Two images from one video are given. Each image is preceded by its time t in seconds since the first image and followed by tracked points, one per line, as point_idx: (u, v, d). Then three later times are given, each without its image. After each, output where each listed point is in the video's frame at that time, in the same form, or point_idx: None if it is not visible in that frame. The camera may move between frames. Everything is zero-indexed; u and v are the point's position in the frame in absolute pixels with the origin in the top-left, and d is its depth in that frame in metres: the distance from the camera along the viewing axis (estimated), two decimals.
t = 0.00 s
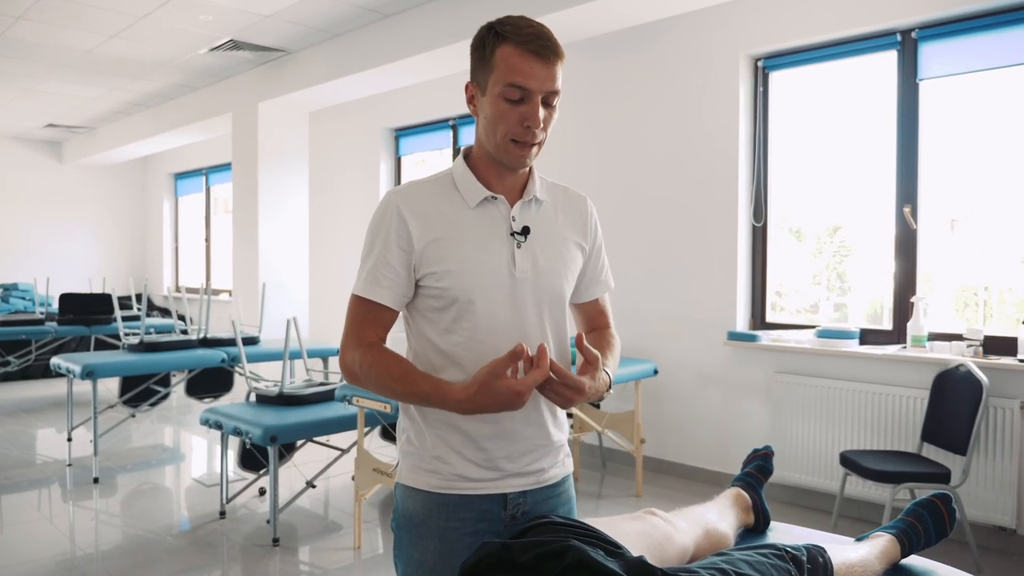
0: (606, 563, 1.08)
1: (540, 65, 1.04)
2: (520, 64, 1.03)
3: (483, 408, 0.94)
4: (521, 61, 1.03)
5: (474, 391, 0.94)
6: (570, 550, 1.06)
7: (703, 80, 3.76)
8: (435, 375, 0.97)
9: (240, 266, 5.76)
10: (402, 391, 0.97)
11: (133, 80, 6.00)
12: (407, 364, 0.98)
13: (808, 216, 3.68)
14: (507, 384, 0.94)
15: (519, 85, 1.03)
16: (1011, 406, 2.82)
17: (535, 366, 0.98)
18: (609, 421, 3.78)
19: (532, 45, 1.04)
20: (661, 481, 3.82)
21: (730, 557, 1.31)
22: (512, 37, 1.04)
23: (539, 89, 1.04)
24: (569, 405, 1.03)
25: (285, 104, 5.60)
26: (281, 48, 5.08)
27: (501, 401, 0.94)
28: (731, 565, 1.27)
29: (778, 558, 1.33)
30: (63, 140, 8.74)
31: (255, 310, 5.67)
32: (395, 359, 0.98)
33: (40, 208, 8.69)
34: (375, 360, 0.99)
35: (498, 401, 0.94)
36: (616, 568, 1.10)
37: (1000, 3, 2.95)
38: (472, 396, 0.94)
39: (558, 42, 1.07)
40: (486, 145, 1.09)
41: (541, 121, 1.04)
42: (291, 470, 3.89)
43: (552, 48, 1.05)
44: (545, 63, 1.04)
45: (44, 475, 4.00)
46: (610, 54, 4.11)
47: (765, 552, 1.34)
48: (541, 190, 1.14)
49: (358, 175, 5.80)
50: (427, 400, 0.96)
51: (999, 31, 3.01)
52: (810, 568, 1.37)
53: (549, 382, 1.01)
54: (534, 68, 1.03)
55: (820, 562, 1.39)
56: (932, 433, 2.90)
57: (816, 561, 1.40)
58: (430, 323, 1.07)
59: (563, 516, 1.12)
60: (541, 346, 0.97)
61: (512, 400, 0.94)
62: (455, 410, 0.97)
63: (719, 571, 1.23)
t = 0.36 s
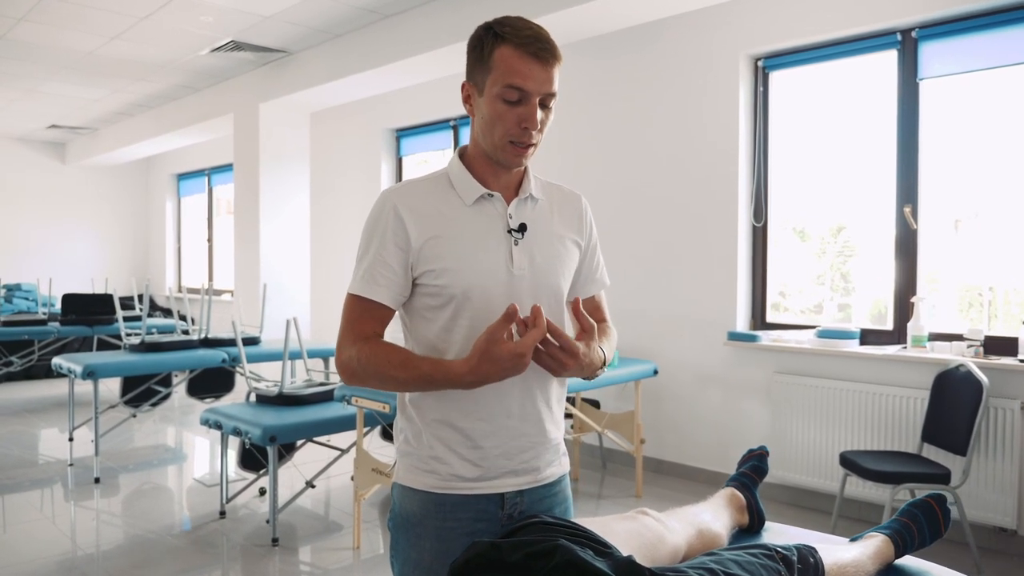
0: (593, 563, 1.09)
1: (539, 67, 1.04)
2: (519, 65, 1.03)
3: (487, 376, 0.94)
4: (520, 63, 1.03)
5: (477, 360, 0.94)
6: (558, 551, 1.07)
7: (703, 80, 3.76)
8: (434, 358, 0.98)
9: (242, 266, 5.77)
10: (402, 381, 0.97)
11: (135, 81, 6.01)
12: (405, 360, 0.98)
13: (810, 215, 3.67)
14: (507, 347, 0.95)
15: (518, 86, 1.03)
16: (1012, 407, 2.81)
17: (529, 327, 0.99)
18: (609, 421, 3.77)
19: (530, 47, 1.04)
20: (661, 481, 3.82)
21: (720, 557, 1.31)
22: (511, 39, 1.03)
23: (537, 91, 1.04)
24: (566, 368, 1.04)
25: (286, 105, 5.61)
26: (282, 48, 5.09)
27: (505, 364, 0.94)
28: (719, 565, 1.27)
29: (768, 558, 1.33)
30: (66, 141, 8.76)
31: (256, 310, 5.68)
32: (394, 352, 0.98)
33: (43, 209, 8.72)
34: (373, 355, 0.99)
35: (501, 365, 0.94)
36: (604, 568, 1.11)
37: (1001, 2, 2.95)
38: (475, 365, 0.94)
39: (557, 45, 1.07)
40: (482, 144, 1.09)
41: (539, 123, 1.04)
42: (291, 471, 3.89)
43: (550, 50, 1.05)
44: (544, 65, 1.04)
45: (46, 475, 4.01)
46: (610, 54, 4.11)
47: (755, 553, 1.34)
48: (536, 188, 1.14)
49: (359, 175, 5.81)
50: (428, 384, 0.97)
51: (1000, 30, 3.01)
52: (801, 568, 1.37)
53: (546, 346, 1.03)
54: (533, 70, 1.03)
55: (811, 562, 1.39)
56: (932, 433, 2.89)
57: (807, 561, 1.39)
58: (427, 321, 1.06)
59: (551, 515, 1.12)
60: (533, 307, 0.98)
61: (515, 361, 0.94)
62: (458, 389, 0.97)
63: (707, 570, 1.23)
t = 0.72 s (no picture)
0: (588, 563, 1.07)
1: (539, 68, 1.04)
2: (519, 66, 1.03)
3: (491, 363, 0.94)
4: (519, 64, 1.03)
5: (479, 349, 0.94)
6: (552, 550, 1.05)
7: (705, 79, 3.75)
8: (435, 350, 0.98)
9: (245, 267, 5.78)
10: (404, 376, 0.97)
11: (139, 82, 6.03)
12: (407, 357, 0.98)
13: (815, 215, 3.66)
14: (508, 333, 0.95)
15: (517, 87, 1.03)
16: (1016, 408, 2.80)
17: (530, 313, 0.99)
18: (611, 421, 3.77)
19: (530, 48, 1.04)
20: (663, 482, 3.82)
21: (715, 558, 1.31)
22: (511, 40, 1.03)
23: (536, 92, 1.04)
24: (565, 357, 1.04)
25: (289, 105, 5.62)
26: (284, 49, 5.10)
27: (507, 351, 0.94)
28: (714, 566, 1.26)
29: (764, 559, 1.33)
30: (70, 141, 8.79)
31: (259, 310, 5.69)
32: (395, 349, 0.99)
33: (48, 209, 8.75)
34: (374, 353, 0.99)
35: (504, 352, 0.94)
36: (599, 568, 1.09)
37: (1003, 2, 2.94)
38: (477, 353, 0.94)
39: (556, 47, 1.07)
40: (481, 144, 1.09)
41: (538, 124, 1.04)
42: (293, 471, 3.90)
43: (550, 52, 1.05)
44: (543, 66, 1.04)
45: (50, 475, 4.03)
46: (612, 54, 4.10)
47: (750, 554, 1.34)
48: (535, 190, 1.14)
49: (362, 176, 5.81)
50: (431, 377, 0.97)
51: (1003, 30, 3.00)
52: (797, 570, 1.36)
53: (547, 333, 1.03)
54: (532, 70, 1.03)
55: (808, 563, 1.39)
56: (934, 434, 2.89)
57: (804, 562, 1.39)
58: (426, 322, 1.07)
59: (546, 516, 1.11)
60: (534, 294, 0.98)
61: (517, 348, 0.95)
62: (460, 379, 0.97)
63: (702, 571, 1.23)
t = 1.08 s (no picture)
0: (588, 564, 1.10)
1: (541, 67, 1.04)
2: (521, 65, 1.03)
3: (494, 371, 0.92)
4: (522, 63, 1.03)
5: (483, 357, 0.92)
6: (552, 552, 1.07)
7: (709, 79, 3.75)
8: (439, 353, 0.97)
9: (249, 266, 5.79)
10: (406, 378, 0.97)
11: (144, 82, 6.04)
12: (409, 360, 0.97)
13: (820, 215, 3.65)
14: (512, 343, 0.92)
15: (519, 85, 1.03)
16: (1021, 408, 2.79)
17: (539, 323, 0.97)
18: (614, 421, 3.77)
19: (533, 48, 1.04)
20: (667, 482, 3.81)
21: (716, 558, 1.30)
22: (514, 39, 1.03)
23: (539, 91, 1.04)
24: (574, 367, 1.03)
25: (294, 105, 5.63)
26: (288, 49, 5.10)
27: (509, 363, 0.92)
28: (715, 565, 1.26)
29: (766, 559, 1.32)
30: (75, 142, 8.81)
31: (263, 310, 5.70)
32: (397, 350, 0.98)
33: (53, 209, 8.77)
34: (376, 355, 0.98)
35: (506, 363, 0.92)
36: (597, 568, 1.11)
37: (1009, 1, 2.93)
38: (481, 361, 0.92)
39: (560, 46, 1.06)
40: (482, 143, 1.09)
41: (539, 123, 1.04)
42: (297, 470, 3.90)
43: (552, 52, 1.05)
44: (546, 66, 1.04)
45: (55, 474, 4.04)
46: (616, 53, 4.10)
47: (752, 554, 1.34)
48: (535, 190, 1.14)
49: (366, 176, 5.82)
50: (433, 381, 0.96)
51: (1009, 29, 2.99)
52: (798, 570, 1.36)
53: (557, 344, 1.02)
54: (535, 70, 1.03)
55: (809, 563, 1.38)
56: (939, 434, 2.88)
57: (805, 562, 1.39)
58: (427, 322, 1.07)
59: (549, 515, 1.12)
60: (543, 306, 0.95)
61: (521, 361, 0.92)
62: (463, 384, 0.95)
63: (703, 571, 1.22)
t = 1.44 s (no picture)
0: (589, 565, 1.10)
1: (535, 63, 1.04)
2: (515, 61, 1.03)
3: (483, 395, 0.93)
4: (516, 59, 1.03)
5: (476, 379, 0.92)
6: (554, 552, 1.07)
7: (713, 79, 3.74)
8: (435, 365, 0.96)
9: (253, 266, 5.80)
10: (401, 387, 0.96)
11: (149, 83, 6.06)
12: (405, 367, 0.96)
13: (824, 215, 3.64)
14: (507, 370, 0.92)
15: (513, 81, 1.03)
16: None
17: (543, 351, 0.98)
18: (618, 421, 3.76)
19: (528, 44, 1.04)
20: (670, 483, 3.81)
21: (718, 559, 1.30)
22: (508, 36, 1.04)
23: (534, 87, 1.04)
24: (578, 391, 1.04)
25: (298, 105, 5.64)
26: (292, 49, 5.11)
27: (501, 390, 0.92)
28: (717, 567, 1.26)
29: (768, 561, 1.32)
30: (81, 142, 8.84)
31: (267, 310, 5.71)
32: (394, 357, 0.97)
33: (59, 209, 8.80)
34: (373, 360, 0.97)
35: (498, 388, 0.92)
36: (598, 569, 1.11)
37: None
38: (473, 383, 0.92)
39: (555, 43, 1.07)
40: (482, 142, 1.10)
41: (536, 119, 1.04)
42: (300, 470, 3.91)
43: (547, 47, 1.05)
44: (540, 62, 1.04)
45: (59, 473, 4.06)
46: (620, 53, 4.09)
47: (754, 555, 1.33)
48: (537, 190, 1.14)
49: (370, 176, 5.83)
50: (427, 395, 0.95)
51: (1014, 28, 2.97)
52: (800, 571, 1.36)
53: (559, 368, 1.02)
54: (529, 65, 1.03)
55: (811, 564, 1.38)
56: (943, 435, 2.87)
57: (807, 563, 1.38)
58: (427, 323, 1.06)
59: (550, 515, 1.12)
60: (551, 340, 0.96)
61: (513, 388, 0.93)
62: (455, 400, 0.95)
63: (704, 572, 1.22)
